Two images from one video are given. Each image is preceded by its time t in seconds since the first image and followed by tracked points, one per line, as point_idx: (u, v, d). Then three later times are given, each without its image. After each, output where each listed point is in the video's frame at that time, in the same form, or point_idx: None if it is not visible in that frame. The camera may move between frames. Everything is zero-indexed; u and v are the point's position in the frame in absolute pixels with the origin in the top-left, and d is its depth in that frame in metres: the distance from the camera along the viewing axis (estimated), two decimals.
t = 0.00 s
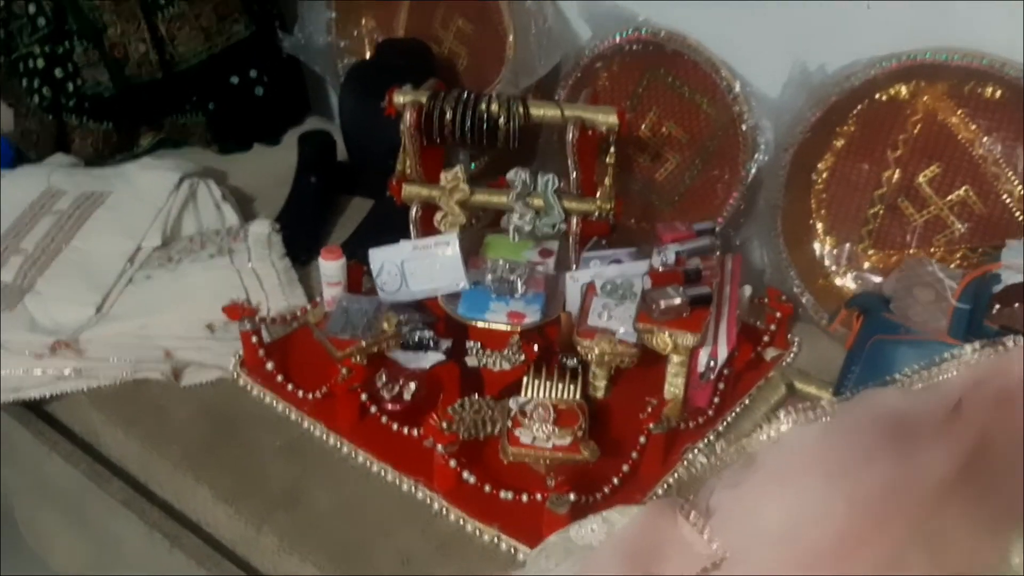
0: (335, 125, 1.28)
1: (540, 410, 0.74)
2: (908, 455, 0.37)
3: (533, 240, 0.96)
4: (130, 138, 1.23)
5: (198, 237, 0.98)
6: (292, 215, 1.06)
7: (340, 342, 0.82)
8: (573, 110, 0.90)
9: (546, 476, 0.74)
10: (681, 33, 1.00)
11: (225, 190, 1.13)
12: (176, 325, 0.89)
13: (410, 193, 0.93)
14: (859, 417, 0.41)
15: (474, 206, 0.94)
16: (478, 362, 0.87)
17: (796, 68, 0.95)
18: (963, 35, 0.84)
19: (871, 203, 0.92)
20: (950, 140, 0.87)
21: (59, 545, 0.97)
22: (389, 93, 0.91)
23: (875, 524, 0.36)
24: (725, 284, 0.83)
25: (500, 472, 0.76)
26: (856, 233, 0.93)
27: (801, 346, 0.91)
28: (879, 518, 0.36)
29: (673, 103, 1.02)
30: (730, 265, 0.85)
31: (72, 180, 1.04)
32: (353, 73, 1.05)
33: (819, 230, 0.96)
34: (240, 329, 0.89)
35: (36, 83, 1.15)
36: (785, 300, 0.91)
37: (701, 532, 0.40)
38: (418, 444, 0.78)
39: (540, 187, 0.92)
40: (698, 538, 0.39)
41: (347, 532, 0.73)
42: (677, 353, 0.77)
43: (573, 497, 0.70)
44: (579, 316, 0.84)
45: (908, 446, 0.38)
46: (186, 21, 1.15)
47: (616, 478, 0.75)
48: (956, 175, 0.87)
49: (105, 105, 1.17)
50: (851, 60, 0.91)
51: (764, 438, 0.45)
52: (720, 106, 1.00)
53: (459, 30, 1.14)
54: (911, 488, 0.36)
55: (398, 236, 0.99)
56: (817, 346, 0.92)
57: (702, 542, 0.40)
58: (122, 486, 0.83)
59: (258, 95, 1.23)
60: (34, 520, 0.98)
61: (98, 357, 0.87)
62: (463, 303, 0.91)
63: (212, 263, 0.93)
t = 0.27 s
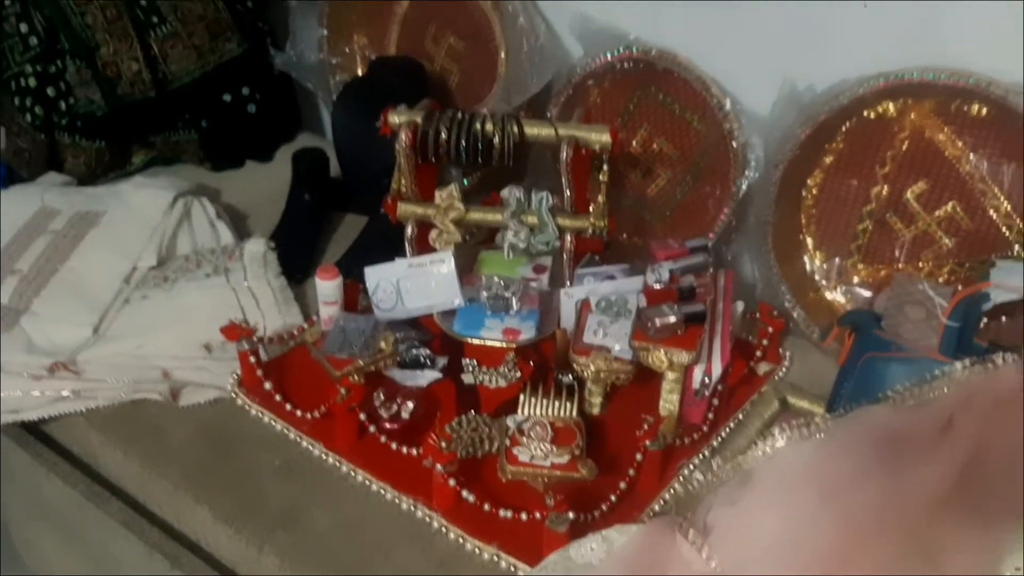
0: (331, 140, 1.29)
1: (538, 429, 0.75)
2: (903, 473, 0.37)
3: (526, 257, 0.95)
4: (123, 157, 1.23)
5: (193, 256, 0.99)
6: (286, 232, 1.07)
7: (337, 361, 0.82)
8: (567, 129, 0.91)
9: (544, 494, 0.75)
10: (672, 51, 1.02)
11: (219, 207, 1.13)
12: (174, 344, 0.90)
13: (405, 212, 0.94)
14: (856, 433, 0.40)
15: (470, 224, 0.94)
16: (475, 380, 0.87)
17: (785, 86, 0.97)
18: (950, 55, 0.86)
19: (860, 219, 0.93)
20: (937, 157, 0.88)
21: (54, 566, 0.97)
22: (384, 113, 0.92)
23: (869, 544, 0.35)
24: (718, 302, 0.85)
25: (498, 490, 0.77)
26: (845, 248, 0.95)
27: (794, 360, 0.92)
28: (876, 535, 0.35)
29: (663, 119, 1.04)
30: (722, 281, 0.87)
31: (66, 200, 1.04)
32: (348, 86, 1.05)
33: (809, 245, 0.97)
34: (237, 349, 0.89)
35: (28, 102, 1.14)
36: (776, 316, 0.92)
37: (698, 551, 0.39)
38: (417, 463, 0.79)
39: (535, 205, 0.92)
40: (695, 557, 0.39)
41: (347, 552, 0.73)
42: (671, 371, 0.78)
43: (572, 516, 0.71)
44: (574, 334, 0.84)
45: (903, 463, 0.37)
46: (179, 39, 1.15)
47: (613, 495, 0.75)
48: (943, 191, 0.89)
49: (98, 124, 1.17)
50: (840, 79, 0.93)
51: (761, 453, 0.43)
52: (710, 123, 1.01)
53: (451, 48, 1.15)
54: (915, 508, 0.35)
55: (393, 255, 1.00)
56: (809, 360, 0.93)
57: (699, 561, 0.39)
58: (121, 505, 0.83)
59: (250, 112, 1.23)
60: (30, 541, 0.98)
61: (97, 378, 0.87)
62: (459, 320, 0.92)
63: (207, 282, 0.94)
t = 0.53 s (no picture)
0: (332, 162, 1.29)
1: (537, 454, 0.76)
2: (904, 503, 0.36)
3: (524, 280, 0.95)
4: (123, 180, 1.24)
5: (195, 280, 1.00)
6: (286, 256, 1.08)
7: (338, 386, 0.83)
8: (565, 157, 0.92)
9: (544, 519, 0.77)
10: (667, 79, 1.04)
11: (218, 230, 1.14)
12: (177, 369, 0.90)
13: (404, 238, 0.95)
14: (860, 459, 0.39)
15: (469, 250, 0.95)
16: (473, 405, 0.88)
17: (779, 114, 0.99)
18: (938, 85, 0.88)
19: (852, 245, 0.95)
20: (927, 185, 0.90)
21: None
22: (384, 141, 0.94)
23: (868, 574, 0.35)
24: (713, 327, 0.87)
25: (498, 516, 0.78)
26: (837, 273, 0.96)
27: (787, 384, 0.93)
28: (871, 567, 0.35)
29: (658, 145, 1.05)
30: (717, 307, 0.90)
31: (67, 224, 1.05)
32: (349, 108, 1.08)
33: (802, 270, 0.98)
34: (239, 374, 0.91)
35: (29, 125, 1.15)
36: (770, 341, 0.94)
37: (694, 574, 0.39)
38: (418, 489, 0.80)
39: (532, 231, 0.93)
40: None
41: None
42: (667, 397, 0.80)
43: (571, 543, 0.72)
44: (572, 358, 0.85)
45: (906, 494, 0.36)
46: (179, 64, 1.16)
47: (611, 520, 0.77)
48: (933, 218, 0.90)
49: (98, 148, 1.18)
50: (832, 108, 0.95)
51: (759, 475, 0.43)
52: (705, 149, 1.03)
53: (449, 73, 1.17)
54: (900, 524, 0.43)
55: (392, 279, 1.01)
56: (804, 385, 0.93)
57: None
58: (124, 530, 0.85)
59: (249, 136, 1.25)
60: (30, 564, 0.98)
61: (100, 404, 0.88)
62: (457, 343, 0.93)
63: (209, 306, 0.95)
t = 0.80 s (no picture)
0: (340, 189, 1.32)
1: (538, 486, 0.78)
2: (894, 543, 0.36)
3: (525, 313, 0.96)
4: (131, 211, 1.27)
5: (203, 311, 1.02)
6: (294, 287, 1.11)
7: (344, 418, 0.86)
8: (566, 194, 0.95)
9: (546, 551, 0.78)
10: (666, 117, 1.07)
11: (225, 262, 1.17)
12: (186, 400, 0.92)
13: (410, 271, 0.97)
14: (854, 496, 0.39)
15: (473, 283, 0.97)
16: (477, 436, 0.90)
17: (775, 153, 1.02)
18: (930, 128, 0.90)
19: (845, 279, 0.97)
20: (919, 223, 0.93)
21: None
22: (391, 178, 0.97)
23: None
24: (712, 361, 0.88)
25: (501, 548, 0.79)
26: (832, 307, 0.98)
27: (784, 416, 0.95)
28: None
29: (657, 180, 1.08)
30: (714, 340, 0.92)
31: (77, 255, 1.07)
32: (355, 141, 1.10)
33: (797, 303, 1.01)
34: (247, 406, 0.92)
35: (39, 157, 1.18)
36: (767, 373, 0.97)
37: None
38: (423, 520, 0.82)
39: (535, 265, 0.94)
40: None
41: None
42: (665, 430, 0.82)
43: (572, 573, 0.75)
44: (574, 391, 0.88)
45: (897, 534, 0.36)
46: (189, 98, 1.19)
47: (611, 551, 0.79)
48: (925, 255, 0.93)
49: (108, 180, 1.21)
50: (827, 147, 0.98)
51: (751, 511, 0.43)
52: (702, 186, 1.06)
53: (452, 108, 1.20)
54: (894, 560, 0.40)
55: (397, 311, 1.03)
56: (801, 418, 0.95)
57: None
58: (134, 560, 0.86)
59: (256, 168, 1.27)
60: None
61: (111, 434, 0.89)
62: (460, 374, 0.93)
63: (218, 337, 0.98)
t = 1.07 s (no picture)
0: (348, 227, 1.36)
1: (534, 524, 0.81)
2: None
3: (522, 351, 0.97)
4: (139, 248, 1.30)
5: (209, 348, 1.05)
6: (297, 324, 1.13)
7: (346, 455, 0.89)
8: (563, 237, 0.98)
9: None
10: (661, 163, 1.11)
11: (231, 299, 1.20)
12: (191, 436, 0.95)
13: (410, 311, 1.00)
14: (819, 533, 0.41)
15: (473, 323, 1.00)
16: (475, 473, 0.92)
17: (766, 200, 1.06)
18: (916, 177, 0.94)
19: (833, 322, 1.00)
20: (904, 268, 0.96)
21: None
22: (394, 222, 1.01)
23: None
24: (704, 401, 0.91)
25: None
26: (821, 348, 1.01)
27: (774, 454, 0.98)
28: None
29: (652, 223, 1.11)
30: (707, 380, 0.94)
31: (86, 291, 1.10)
32: (358, 182, 1.13)
33: (787, 344, 1.03)
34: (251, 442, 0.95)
35: (49, 196, 1.22)
36: (757, 413, 0.99)
37: None
38: (422, 556, 0.84)
39: (532, 305, 0.98)
40: None
41: None
42: (657, 469, 0.85)
43: None
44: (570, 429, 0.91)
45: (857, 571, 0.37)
46: (197, 140, 1.22)
47: None
48: (910, 300, 0.96)
49: (116, 219, 1.24)
50: (815, 194, 1.02)
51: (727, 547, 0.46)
52: (695, 229, 1.09)
53: (453, 151, 1.23)
54: None
55: (398, 350, 1.06)
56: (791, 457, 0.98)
57: None
58: None
59: (261, 208, 1.30)
60: None
61: (118, 470, 0.92)
62: (459, 412, 0.96)
63: (223, 374, 1.01)
